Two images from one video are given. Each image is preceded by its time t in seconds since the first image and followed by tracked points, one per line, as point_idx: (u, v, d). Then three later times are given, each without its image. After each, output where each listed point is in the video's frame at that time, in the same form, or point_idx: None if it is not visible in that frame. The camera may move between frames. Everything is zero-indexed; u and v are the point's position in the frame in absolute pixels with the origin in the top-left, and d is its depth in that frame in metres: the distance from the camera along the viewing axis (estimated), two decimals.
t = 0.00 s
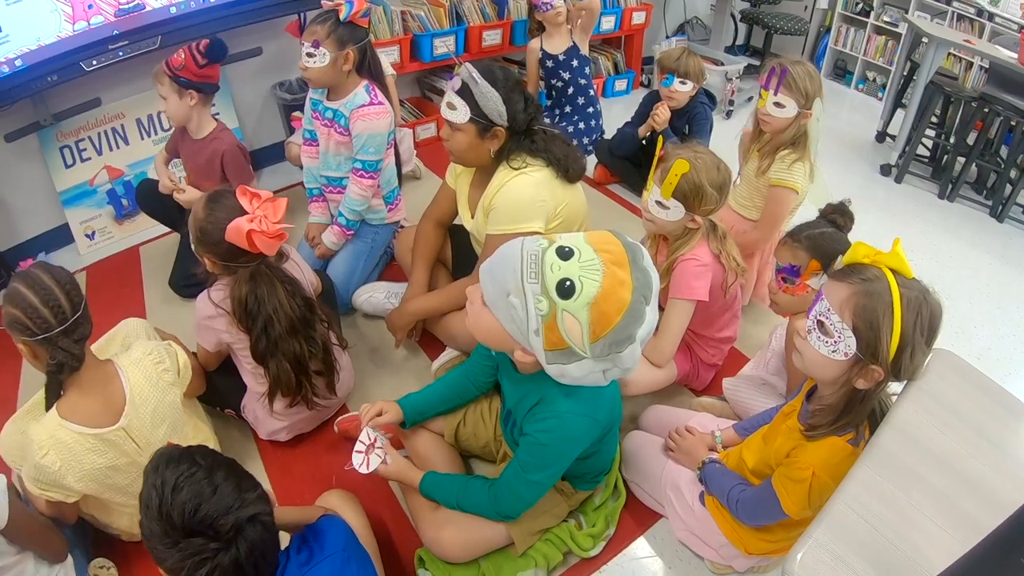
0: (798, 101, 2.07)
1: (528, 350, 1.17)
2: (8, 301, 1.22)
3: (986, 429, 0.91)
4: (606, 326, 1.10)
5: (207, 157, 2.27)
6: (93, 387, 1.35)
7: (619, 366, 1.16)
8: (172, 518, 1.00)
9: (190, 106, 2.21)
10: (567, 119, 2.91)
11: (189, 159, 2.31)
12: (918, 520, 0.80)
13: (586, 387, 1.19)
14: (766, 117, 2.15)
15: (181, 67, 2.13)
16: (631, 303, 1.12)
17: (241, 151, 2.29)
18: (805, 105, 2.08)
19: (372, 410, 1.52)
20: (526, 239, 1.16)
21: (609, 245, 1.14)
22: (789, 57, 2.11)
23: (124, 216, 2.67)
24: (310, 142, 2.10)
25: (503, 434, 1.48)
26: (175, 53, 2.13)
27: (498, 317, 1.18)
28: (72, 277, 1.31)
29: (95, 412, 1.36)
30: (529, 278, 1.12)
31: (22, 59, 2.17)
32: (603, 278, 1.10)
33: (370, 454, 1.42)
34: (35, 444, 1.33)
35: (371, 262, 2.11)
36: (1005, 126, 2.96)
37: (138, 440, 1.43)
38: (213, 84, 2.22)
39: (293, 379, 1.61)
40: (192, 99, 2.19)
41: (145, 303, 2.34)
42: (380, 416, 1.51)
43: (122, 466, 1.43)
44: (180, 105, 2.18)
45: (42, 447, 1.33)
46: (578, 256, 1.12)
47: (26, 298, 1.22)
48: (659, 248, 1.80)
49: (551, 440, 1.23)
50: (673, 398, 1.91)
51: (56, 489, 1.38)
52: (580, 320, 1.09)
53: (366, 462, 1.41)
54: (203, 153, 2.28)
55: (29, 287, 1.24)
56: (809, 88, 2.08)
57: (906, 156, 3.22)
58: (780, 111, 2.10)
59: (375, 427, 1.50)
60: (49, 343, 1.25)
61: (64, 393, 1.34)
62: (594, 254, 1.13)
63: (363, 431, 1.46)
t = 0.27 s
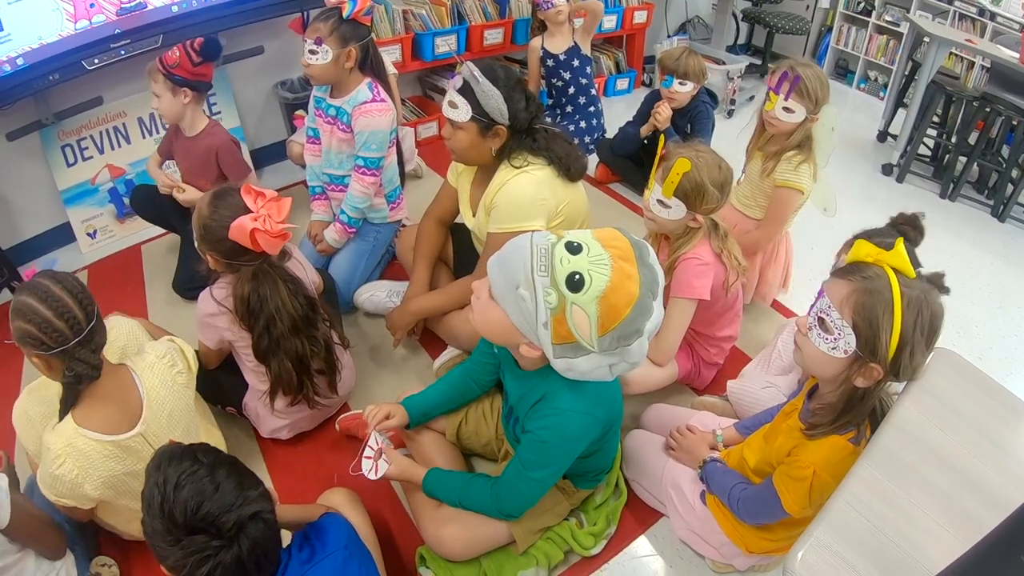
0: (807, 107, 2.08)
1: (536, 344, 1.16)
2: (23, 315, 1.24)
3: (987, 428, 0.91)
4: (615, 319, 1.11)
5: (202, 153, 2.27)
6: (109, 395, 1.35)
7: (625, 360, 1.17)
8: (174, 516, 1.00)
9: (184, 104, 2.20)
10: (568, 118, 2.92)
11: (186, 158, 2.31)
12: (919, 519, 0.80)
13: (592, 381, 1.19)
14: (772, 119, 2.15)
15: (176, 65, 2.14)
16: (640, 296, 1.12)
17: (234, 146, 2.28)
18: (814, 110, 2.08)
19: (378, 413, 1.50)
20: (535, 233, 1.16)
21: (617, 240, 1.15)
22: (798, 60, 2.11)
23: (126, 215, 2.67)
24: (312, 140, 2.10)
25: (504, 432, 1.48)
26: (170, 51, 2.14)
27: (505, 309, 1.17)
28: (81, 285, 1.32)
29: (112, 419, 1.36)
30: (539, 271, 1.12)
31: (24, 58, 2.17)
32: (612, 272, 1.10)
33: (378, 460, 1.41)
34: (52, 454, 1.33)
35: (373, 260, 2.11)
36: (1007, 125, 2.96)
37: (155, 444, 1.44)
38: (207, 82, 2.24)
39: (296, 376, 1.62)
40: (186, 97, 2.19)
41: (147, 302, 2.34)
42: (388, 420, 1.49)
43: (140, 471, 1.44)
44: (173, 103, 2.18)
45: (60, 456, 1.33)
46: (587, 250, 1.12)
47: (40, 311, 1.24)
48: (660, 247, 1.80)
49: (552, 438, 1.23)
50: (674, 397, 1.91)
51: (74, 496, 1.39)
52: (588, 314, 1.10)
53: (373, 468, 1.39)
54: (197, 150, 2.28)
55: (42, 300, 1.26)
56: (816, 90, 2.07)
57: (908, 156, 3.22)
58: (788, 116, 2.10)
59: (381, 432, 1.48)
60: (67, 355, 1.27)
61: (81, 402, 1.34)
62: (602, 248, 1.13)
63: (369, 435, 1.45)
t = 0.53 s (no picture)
0: (806, 106, 2.07)
1: (537, 342, 1.17)
2: (26, 311, 1.25)
3: (989, 428, 0.91)
4: (616, 319, 1.11)
5: (197, 153, 2.27)
6: (112, 389, 1.37)
7: (626, 359, 1.17)
8: (174, 515, 1.01)
9: (180, 106, 2.21)
10: (570, 117, 2.93)
11: (182, 158, 2.31)
12: (919, 519, 0.80)
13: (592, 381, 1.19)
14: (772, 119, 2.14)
15: (172, 68, 2.14)
16: (641, 297, 1.12)
17: (229, 146, 2.28)
18: (814, 111, 2.08)
19: (378, 413, 1.50)
20: (539, 231, 1.16)
21: (619, 240, 1.15)
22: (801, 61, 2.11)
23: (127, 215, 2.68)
24: (313, 139, 2.10)
25: (505, 431, 1.48)
26: (167, 52, 2.14)
27: (507, 306, 1.17)
28: (79, 281, 1.35)
29: (116, 413, 1.37)
30: (542, 269, 1.12)
31: (24, 57, 2.18)
32: (615, 272, 1.10)
33: (378, 459, 1.41)
34: (57, 453, 1.33)
35: (374, 259, 2.11)
36: (1008, 125, 2.95)
37: (158, 438, 1.45)
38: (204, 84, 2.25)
39: (297, 376, 1.62)
40: (181, 99, 2.19)
41: (148, 301, 2.34)
42: (388, 420, 1.49)
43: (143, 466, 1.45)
44: (169, 104, 2.18)
45: (64, 455, 1.33)
46: (590, 249, 1.12)
47: (43, 307, 1.26)
48: (660, 246, 1.80)
49: (553, 436, 1.23)
50: (675, 396, 1.91)
51: (81, 496, 1.40)
52: (590, 313, 1.10)
53: (373, 466, 1.40)
54: (193, 149, 2.28)
55: (45, 295, 1.28)
56: (820, 96, 2.07)
57: (909, 155, 3.22)
58: (787, 115, 2.10)
59: (381, 431, 1.49)
60: (72, 349, 1.29)
61: (84, 398, 1.35)
62: (605, 248, 1.13)
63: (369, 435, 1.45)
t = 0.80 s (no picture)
0: (801, 101, 2.08)
1: (540, 345, 1.17)
2: (29, 301, 1.29)
3: (991, 428, 0.90)
4: (613, 306, 1.10)
5: (196, 153, 2.27)
6: (111, 379, 1.41)
7: (634, 342, 1.16)
8: (175, 513, 1.01)
9: (181, 106, 2.20)
10: (572, 117, 2.92)
11: (182, 157, 2.31)
12: (921, 518, 0.80)
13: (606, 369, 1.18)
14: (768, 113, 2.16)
15: (175, 69, 2.13)
16: (633, 279, 1.11)
17: (228, 146, 2.28)
18: (809, 106, 2.09)
19: (379, 410, 1.50)
20: (519, 238, 1.17)
21: (600, 227, 1.14)
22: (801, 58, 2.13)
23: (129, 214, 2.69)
24: (313, 138, 2.10)
25: (507, 430, 1.48)
26: (168, 54, 2.13)
27: (505, 320, 1.18)
28: (78, 273, 1.39)
29: (116, 404, 1.40)
30: (528, 275, 1.12)
31: (26, 56, 2.18)
32: (601, 260, 1.10)
33: (379, 457, 1.41)
34: (58, 443, 1.35)
35: (375, 259, 2.11)
36: (1009, 124, 2.95)
37: (157, 429, 1.48)
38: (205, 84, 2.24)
39: (299, 375, 1.62)
40: (184, 100, 2.19)
41: (149, 300, 2.35)
42: (389, 417, 1.50)
43: (143, 458, 1.48)
44: (171, 105, 2.18)
45: (64, 445, 1.36)
46: (571, 243, 1.12)
47: (46, 296, 1.30)
48: (661, 245, 1.80)
49: (556, 435, 1.23)
50: (676, 396, 1.91)
51: (79, 487, 1.41)
52: (586, 305, 1.10)
53: (374, 463, 1.40)
54: (192, 148, 2.27)
55: (46, 285, 1.32)
56: (816, 89, 2.08)
57: (910, 155, 3.22)
58: (784, 108, 2.12)
59: (382, 428, 1.49)
60: (74, 337, 1.33)
61: (84, 389, 1.38)
62: (589, 239, 1.13)
63: (370, 432, 1.46)
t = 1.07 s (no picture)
0: (799, 99, 2.08)
1: (542, 344, 1.16)
2: (30, 294, 1.32)
3: (992, 428, 0.89)
4: (599, 286, 1.09)
5: (192, 152, 2.26)
6: (110, 371, 1.44)
7: (631, 313, 1.15)
8: (174, 513, 1.00)
9: (179, 105, 2.21)
10: (574, 116, 2.92)
11: (179, 157, 2.30)
12: (922, 517, 0.80)
13: (611, 347, 1.17)
14: (767, 114, 2.16)
15: (173, 67, 2.14)
16: (611, 252, 1.10)
17: (225, 145, 2.27)
18: (808, 105, 2.08)
19: (378, 409, 1.52)
20: (491, 248, 1.16)
21: (564, 211, 1.12)
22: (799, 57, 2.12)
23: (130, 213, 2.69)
24: (312, 138, 2.09)
25: (509, 429, 1.48)
26: (167, 52, 2.14)
27: (502, 332, 1.17)
28: (78, 268, 1.42)
29: (114, 395, 1.43)
30: (507, 280, 1.12)
31: (26, 55, 2.18)
32: (573, 245, 1.08)
33: (379, 454, 1.42)
34: (56, 432, 1.37)
35: (376, 257, 2.11)
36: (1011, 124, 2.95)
37: (156, 422, 1.51)
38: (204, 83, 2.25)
39: (300, 373, 1.62)
40: (182, 98, 2.20)
41: (150, 299, 2.35)
42: (387, 415, 1.51)
43: (140, 450, 1.50)
44: (169, 103, 2.19)
45: (62, 434, 1.38)
46: (541, 237, 1.11)
47: (47, 288, 1.33)
48: (662, 244, 1.80)
49: (557, 435, 1.22)
50: (678, 395, 1.91)
51: (74, 476, 1.42)
52: (572, 293, 1.09)
53: (375, 460, 1.41)
54: (189, 147, 2.27)
55: (47, 278, 1.34)
56: (813, 89, 2.07)
57: (912, 155, 3.21)
58: (781, 108, 2.11)
59: (381, 426, 1.50)
60: (74, 329, 1.36)
61: (83, 380, 1.40)
62: (557, 228, 1.11)
63: (370, 430, 1.46)
